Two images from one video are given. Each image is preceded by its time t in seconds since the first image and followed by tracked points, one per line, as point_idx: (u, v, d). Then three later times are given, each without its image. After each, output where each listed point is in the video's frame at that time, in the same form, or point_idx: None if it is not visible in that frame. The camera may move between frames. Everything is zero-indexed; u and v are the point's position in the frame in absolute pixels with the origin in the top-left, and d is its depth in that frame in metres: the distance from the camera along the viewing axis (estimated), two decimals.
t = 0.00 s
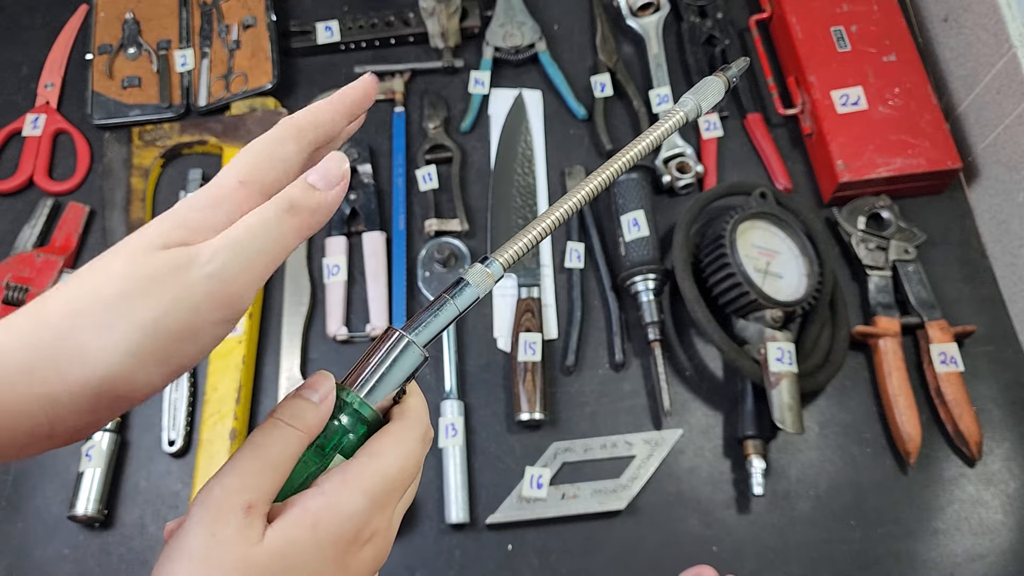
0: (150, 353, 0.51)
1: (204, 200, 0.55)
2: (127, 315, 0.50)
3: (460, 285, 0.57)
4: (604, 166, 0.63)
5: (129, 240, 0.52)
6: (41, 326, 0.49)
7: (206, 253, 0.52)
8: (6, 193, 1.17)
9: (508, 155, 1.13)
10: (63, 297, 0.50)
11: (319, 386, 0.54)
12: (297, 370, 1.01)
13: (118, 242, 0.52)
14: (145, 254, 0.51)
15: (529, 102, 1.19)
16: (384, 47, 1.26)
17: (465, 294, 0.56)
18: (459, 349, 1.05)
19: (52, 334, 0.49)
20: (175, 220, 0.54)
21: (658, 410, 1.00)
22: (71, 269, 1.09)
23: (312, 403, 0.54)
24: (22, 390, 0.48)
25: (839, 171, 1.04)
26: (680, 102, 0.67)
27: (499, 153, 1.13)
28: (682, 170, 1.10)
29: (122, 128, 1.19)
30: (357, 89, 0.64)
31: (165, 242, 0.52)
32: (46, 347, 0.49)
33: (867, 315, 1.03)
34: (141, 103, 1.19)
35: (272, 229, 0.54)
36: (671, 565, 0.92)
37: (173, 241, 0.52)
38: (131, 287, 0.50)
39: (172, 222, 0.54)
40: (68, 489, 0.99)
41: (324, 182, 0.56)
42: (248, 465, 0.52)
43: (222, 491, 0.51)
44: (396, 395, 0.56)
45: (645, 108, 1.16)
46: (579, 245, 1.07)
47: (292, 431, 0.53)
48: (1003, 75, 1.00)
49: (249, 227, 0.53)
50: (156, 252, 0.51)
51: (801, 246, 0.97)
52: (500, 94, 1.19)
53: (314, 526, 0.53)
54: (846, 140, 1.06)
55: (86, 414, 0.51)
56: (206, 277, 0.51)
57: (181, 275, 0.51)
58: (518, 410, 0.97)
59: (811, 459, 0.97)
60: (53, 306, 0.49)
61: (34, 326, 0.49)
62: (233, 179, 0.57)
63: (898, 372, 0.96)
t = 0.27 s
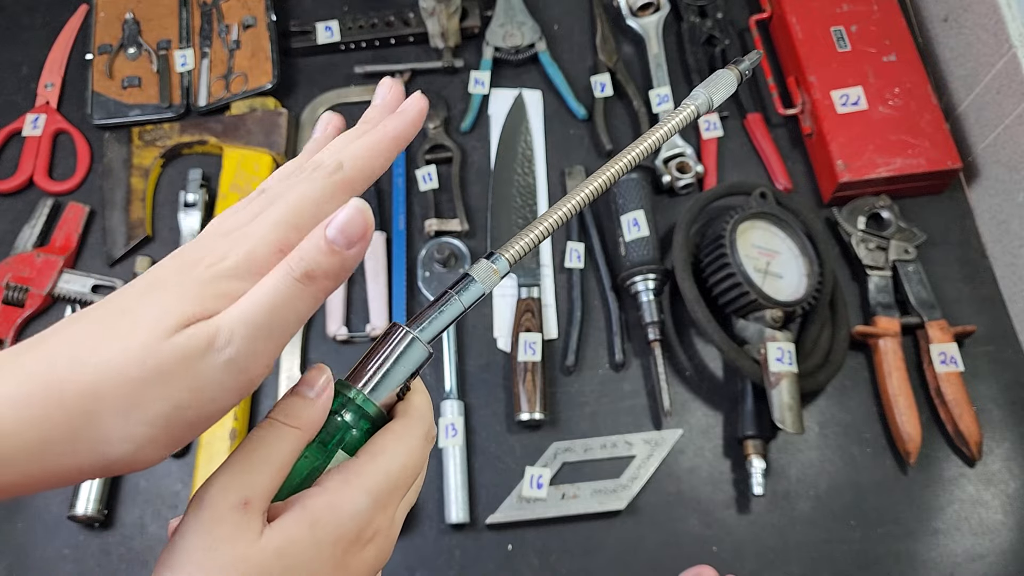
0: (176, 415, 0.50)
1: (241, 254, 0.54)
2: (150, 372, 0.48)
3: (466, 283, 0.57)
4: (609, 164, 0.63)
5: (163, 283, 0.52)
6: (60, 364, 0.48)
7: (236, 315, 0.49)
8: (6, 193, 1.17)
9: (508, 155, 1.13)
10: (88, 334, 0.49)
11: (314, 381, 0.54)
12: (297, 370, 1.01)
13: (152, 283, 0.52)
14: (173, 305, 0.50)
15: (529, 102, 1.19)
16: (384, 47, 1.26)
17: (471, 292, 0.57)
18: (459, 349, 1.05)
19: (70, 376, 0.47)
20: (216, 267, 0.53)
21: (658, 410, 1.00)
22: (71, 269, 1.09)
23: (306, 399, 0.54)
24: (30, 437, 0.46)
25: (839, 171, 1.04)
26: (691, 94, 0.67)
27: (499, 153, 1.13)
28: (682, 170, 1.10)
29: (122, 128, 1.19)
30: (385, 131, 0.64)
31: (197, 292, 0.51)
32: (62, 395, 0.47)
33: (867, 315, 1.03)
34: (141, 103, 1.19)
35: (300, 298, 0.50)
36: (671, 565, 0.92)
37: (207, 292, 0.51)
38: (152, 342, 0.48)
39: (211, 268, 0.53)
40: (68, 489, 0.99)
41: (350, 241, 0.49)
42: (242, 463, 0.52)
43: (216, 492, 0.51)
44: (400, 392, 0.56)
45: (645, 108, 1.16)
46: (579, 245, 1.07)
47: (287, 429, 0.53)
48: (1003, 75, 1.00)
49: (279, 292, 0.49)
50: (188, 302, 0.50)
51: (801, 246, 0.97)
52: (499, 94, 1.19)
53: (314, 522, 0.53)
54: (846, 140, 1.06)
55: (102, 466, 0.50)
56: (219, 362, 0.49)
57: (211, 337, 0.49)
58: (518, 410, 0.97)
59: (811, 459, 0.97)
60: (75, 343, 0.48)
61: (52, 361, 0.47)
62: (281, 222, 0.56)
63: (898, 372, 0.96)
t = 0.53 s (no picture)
0: (163, 423, 0.50)
1: (237, 263, 0.53)
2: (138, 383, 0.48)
3: (460, 288, 0.57)
4: (612, 164, 0.63)
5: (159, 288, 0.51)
6: (53, 368, 0.48)
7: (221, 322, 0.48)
8: (6, 193, 1.17)
9: (508, 155, 1.13)
10: (82, 338, 0.49)
11: (296, 389, 0.54)
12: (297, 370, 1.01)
13: (146, 289, 0.51)
14: (164, 313, 0.49)
15: (529, 102, 1.19)
16: (384, 47, 1.26)
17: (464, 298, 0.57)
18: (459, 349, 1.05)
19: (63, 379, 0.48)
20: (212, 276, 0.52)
21: (658, 410, 1.00)
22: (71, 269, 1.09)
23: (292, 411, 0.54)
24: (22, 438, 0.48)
25: (839, 171, 1.04)
26: (692, 94, 0.66)
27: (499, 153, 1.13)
28: (682, 170, 1.10)
29: (122, 128, 1.19)
30: (387, 129, 0.61)
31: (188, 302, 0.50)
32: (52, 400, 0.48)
33: (867, 315, 1.03)
34: (141, 103, 1.19)
35: (289, 304, 0.49)
36: (670, 565, 0.92)
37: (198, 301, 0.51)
38: (141, 350, 0.48)
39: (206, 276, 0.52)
40: (68, 489, 0.99)
41: (343, 244, 0.47)
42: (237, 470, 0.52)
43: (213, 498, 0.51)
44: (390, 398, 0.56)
45: (645, 108, 1.16)
46: (579, 245, 1.07)
47: (274, 440, 0.53)
48: (1003, 75, 1.00)
49: (266, 297, 0.48)
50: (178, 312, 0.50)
51: (801, 246, 0.97)
52: (499, 94, 1.19)
53: (307, 528, 0.53)
54: (846, 140, 1.06)
55: (94, 470, 0.51)
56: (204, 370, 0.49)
57: (198, 346, 0.48)
58: (518, 410, 0.97)
59: (811, 459, 0.97)
60: (69, 347, 0.49)
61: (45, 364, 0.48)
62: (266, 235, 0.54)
63: (898, 372, 0.96)
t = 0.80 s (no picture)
0: (156, 463, 0.48)
1: (230, 282, 0.49)
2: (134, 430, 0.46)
3: (462, 287, 0.57)
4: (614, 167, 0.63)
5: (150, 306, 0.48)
6: (40, 402, 0.45)
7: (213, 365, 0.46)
8: (6, 193, 1.17)
9: (508, 155, 1.13)
10: (69, 359, 0.46)
11: (296, 385, 0.53)
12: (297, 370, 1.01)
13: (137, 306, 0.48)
14: (156, 351, 0.46)
15: (529, 102, 1.19)
16: (383, 47, 1.26)
17: (465, 295, 0.57)
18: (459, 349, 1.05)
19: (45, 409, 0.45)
20: (202, 299, 0.48)
21: (658, 410, 1.00)
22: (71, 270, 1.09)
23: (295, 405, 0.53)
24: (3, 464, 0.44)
25: (839, 171, 1.04)
26: (699, 94, 0.67)
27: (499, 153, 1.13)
28: (682, 170, 1.10)
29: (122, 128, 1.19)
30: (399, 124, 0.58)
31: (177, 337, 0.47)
32: (42, 436, 0.44)
33: (866, 315, 1.03)
34: (141, 103, 1.19)
35: (282, 355, 0.46)
36: (670, 565, 0.92)
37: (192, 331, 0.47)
38: (134, 391, 0.45)
39: (197, 297, 0.48)
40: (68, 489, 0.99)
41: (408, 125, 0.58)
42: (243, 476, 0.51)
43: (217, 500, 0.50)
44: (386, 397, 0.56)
45: (645, 108, 1.16)
46: (579, 245, 1.07)
47: (275, 437, 0.52)
48: (1003, 75, 1.00)
49: (259, 355, 0.45)
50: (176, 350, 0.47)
51: (801, 246, 0.97)
52: (499, 94, 1.19)
53: (309, 528, 0.53)
54: (846, 140, 1.06)
55: (89, 502, 0.49)
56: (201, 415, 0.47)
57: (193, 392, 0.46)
58: (518, 410, 0.97)
59: (811, 459, 0.97)
60: (57, 371, 0.45)
61: (38, 393, 0.45)
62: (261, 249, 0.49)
63: (898, 372, 0.96)
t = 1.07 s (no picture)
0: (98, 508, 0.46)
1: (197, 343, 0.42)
2: (85, 484, 0.43)
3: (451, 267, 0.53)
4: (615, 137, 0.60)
5: (103, 362, 0.42)
6: None
7: (161, 461, 0.41)
8: (6, 193, 1.17)
9: (508, 155, 1.13)
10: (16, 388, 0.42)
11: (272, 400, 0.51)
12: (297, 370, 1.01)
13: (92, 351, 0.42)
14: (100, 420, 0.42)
15: (529, 102, 1.18)
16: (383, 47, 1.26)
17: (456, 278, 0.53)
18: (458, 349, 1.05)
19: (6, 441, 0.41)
20: (160, 356, 0.42)
21: (658, 410, 1.00)
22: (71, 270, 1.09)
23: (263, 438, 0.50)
24: None
25: (839, 171, 1.04)
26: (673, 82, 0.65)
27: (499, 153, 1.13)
28: (682, 170, 1.10)
29: (123, 128, 1.19)
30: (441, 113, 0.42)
31: (125, 405, 0.42)
32: None
33: (866, 315, 1.03)
34: (141, 103, 1.19)
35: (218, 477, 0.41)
36: (670, 565, 0.92)
37: (137, 398, 0.43)
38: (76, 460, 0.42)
39: (154, 352, 0.42)
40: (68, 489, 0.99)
41: (464, 234, 0.42)
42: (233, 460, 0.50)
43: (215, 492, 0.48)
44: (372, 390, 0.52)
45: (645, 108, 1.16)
46: (579, 245, 1.07)
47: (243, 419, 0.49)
48: (1003, 75, 1.00)
49: (228, 333, 0.42)
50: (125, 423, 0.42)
51: (801, 246, 0.97)
52: (499, 93, 1.19)
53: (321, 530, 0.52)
54: (846, 140, 1.06)
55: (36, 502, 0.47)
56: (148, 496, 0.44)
57: (134, 475, 0.42)
58: (518, 410, 0.97)
59: (811, 459, 0.97)
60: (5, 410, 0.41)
61: None
62: (218, 245, 0.43)
63: (898, 372, 0.96)
